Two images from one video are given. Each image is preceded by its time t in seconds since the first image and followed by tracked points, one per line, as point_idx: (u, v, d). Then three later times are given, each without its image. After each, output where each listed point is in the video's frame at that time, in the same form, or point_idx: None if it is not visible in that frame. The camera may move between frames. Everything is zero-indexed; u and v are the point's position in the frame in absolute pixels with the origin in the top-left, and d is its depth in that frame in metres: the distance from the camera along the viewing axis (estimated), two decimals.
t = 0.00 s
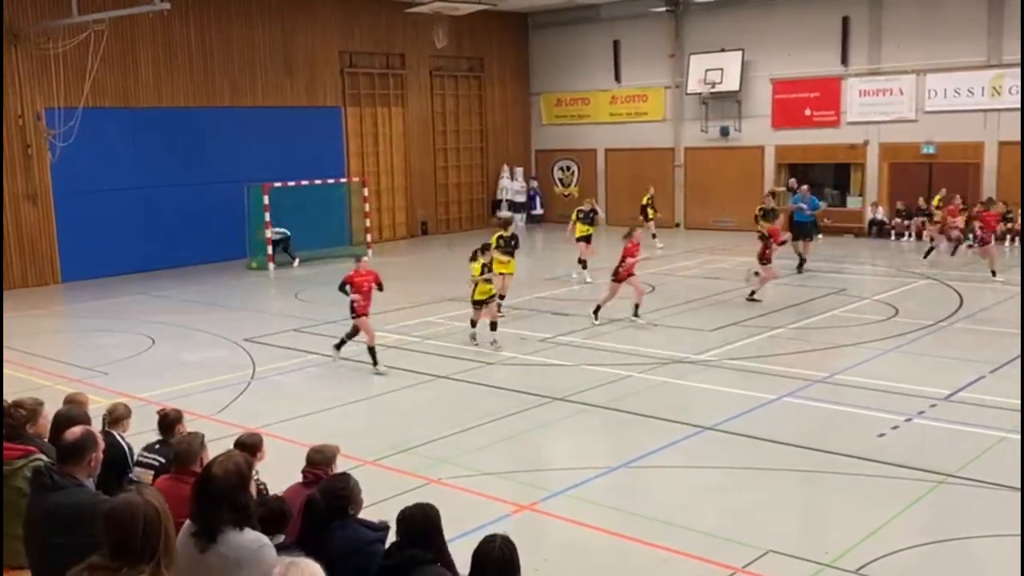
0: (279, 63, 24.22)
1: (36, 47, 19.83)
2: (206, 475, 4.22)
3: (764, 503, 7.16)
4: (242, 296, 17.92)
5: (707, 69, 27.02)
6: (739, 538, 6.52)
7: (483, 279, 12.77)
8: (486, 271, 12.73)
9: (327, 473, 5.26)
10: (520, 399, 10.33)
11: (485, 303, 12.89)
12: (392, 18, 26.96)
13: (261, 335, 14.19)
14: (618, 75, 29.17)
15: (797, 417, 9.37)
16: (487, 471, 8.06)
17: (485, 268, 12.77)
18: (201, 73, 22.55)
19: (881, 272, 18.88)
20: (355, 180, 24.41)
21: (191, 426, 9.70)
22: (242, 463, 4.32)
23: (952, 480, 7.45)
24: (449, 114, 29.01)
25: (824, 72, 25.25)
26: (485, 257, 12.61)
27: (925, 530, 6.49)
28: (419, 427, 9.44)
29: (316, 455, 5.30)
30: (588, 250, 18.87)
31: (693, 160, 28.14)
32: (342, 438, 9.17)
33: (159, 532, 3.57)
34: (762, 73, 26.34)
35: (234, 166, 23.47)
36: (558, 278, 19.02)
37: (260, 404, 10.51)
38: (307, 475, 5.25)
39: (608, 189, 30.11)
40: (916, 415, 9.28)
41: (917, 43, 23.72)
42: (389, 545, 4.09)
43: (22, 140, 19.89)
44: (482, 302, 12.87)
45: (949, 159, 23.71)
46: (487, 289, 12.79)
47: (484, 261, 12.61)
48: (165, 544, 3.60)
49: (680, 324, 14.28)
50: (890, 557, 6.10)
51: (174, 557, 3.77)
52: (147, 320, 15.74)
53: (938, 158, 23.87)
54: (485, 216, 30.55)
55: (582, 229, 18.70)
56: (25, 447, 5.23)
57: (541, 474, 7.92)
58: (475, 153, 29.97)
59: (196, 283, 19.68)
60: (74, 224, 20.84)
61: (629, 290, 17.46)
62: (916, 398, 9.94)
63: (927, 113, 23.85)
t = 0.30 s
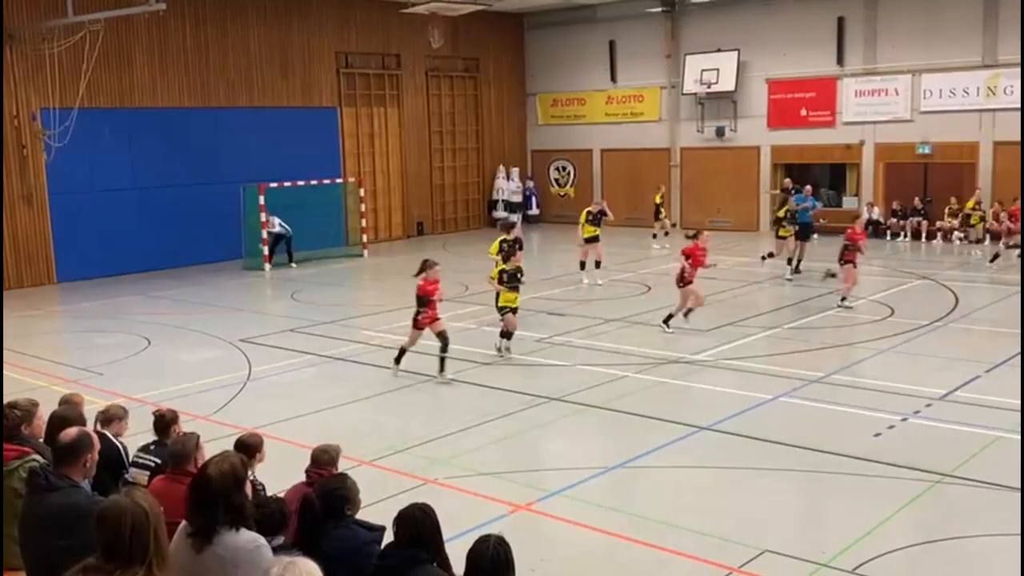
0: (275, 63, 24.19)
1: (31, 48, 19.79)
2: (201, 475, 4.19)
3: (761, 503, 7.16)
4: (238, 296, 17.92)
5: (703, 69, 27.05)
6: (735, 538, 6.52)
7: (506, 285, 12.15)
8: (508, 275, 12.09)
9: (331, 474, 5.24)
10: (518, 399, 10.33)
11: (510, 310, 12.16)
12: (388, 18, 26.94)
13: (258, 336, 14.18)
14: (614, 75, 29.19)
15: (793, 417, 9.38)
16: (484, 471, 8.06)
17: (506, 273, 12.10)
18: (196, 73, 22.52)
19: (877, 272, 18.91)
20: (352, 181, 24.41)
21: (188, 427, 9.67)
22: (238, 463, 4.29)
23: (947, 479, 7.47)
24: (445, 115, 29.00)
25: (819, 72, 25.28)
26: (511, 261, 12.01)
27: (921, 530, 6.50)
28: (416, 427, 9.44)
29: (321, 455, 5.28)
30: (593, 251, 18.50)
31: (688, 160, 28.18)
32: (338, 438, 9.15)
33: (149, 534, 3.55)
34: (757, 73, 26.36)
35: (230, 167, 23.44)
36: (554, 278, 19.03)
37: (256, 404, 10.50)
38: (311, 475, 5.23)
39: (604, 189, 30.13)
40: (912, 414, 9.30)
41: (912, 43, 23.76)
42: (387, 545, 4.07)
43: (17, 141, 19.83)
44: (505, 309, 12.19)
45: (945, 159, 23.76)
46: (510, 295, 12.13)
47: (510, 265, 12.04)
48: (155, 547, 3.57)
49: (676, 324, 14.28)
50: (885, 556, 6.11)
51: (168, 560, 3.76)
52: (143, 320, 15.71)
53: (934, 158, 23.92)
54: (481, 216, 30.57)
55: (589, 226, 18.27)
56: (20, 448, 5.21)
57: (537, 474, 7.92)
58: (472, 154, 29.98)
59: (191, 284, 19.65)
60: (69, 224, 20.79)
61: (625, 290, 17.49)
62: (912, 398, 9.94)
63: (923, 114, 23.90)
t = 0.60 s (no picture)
0: (265, 64, 24.14)
1: (19, 48, 19.71)
2: (190, 477, 4.18)
3: (751, 502, 7.17)
4: (228, 297, 17.87)
5: (692, 69, 27.10)
6: (727, 538, 6.52)
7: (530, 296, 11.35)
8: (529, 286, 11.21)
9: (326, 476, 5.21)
10: (509, 399, 10.33)
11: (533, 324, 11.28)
12: (377, 18, 26.92)
13: (248, 337, 14.15)
14: (604, 75, 29.22)
15: (783, 417, 9.41)
16: (475, 472, 8.06)
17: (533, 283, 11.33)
18: (185, 73, 22.47)
19: (867, 272, 18.96)
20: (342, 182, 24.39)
21: (176, 429, 9.64)
22: (227, 466, 4.27)
23: (937, 478, 7.50)
24: (435, 115, 28.99)
25: (808, 73, 25.35)
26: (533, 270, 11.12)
27: (912, 529, 6.52)
28: (407, 428, 9.43)
29: (317, 457, 5.25)
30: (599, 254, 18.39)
31: (678, 160, 28.23)
32: (328, 440, 9.13)
33: (132, 538, 3.52)
34: (747, 73, 26.42)
35: (220, 168, 23.38)
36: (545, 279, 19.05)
37: (246, 406, 10.48)
38: (305, 477, 5.20)
39: (595, 190, 30.17)
40: (901, 414, 9.33)
41: (900, 44, 23.87)
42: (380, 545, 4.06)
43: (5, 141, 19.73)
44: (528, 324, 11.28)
45: (933, 160, 23.86)
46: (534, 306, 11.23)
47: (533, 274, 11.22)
48: (139, 548, 3.55)
49: (667, 324, 14.28)
50: (876, 555, 6.13)
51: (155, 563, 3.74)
52: (133, 322, 15.66)
53: (923, 158, 24.02)
54: (471, 216, 30.56)
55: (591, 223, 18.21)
56: (9, 451, 5.18)
57: (528, 474, 7.92)
58: (462, 154, 29.98)
59: (180, 285, 19.58)
60: (59, 225, 20.70)
61: (616, 290, 17.51)
62: (901, 397, 9.97)
63: (911, 114, 23.99)
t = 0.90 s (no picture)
0: (247, 64, 24.04)
1: None
2: (170, 480, 4.16)
3: (734, 501, 7.20)
4: (211, 299, 17.80)
5: (674, 70, 27.18)
6: (709, 537, 6.55)
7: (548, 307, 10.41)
8: (556, 297, 10.21)
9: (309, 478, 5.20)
10: (493, 400, 10.32)
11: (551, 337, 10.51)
12: (360, 19, 26.88)
13: (231, 339, 14.08)
14: (587, 76, 29.27)
15: (766, 416, 9.45)
16: (458, 473, 8.05)
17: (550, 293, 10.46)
18: (166, 74, 22.36)
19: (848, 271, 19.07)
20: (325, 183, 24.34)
21: (158, 431, 9.59)
22: (208, 468, 4.25)
23: (918, 476, 7.55)
24: (419, 117, 28.96)
25: (789, 73, 25.47)
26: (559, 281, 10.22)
27: (893, 527, 6.56)
28: (391, 429, 9.42)
29: (300, 460, 5.23)
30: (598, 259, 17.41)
31: (661, 161, 28.31)
32: (311, 441, 9.10)
33: (109, 543, 3.50)
34: (729, 75, 26.52)
35: (202, 169, 23.26)
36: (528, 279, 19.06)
37: (229, 408, 10.43)
38: (288, 479, 5.18)
39: (578, 190, 30.20)
40: (883, 412, 9.39)
41: (881, 45, 24.02)
42: (363, 546, 4.05)
43: None
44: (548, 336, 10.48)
45: (914, 160, 24.04)
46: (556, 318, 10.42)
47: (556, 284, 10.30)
48: (117, 552, 3.52)
49: (650, 324, 14.31)
50: (858, 553, 6.16)
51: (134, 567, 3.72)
52: (114, 324, 15.56)
53: (903, 158, 24.19)
54: (455, 217, 30.53)
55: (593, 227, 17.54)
56: None
57: (512, 475, 7.92)
58: (446, 155, 29.96)
59: (161, 287, 19.47)
60: (39, 227, 20.54)
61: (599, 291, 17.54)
62: (883, 396, 10.04)
63: (892, 114, 24.15)
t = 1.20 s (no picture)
0: (218, 65, 23.92)
1: None
2: (142, 484, 4.14)
3: (707, 499, 7.26)
4: (182, 301, 17.66)
5: (646, 72, 27.28)
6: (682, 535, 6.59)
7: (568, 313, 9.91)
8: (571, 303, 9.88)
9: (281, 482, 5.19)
10: (467, 401, 10.33)
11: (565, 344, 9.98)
12: (332, 20, 26.79)
13: (203, 341, 13.99)
14: (560, 78, 29.34)
15: (738, 414, 9.52)
16: (432, 474, 8.05)
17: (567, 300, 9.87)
18: (137, 74, 22.20)
19: (818, 271, 19.24)
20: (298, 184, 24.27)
21: (129, 435, 9.51)
22: (178, 471, 4.24)
23: (888, 474, 7.64)
24: (392, 118, 28.91)
25: (760, 75, 25.66)
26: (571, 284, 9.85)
27: (863, 525, 6.63)
28: (364, 431, 9.40)
29: (272, 464, 5.23)
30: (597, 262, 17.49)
31: (634, 161, 28.43)
32: (284, 444, 9.06)
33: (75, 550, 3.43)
34: (701, 76, 26.68)
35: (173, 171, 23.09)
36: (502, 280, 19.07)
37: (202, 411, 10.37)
38: (260, 483, 5.17)
39: (551, 191, 30.26)
40: (853, 411, 9.48)
41: (850, 46, 24.25)
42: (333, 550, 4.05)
43: None
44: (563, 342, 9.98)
45: (883, 160, 24.30)
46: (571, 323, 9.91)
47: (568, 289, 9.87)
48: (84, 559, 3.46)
49: (624, 324, 14.37)
50: (828, 550, 6.23)
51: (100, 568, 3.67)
52: (84, 327, 15.41)
53: (872, 159, 24.46)
54: (429, 218, 30.50)
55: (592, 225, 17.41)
56: None
57: (487, 476, 7.93)
58: (419, 156, 29.93)
59: (132, 290, 19.30)
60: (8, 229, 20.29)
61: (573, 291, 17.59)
62: (853, 394, 10.15)
63: (861, 115, 24.39)
